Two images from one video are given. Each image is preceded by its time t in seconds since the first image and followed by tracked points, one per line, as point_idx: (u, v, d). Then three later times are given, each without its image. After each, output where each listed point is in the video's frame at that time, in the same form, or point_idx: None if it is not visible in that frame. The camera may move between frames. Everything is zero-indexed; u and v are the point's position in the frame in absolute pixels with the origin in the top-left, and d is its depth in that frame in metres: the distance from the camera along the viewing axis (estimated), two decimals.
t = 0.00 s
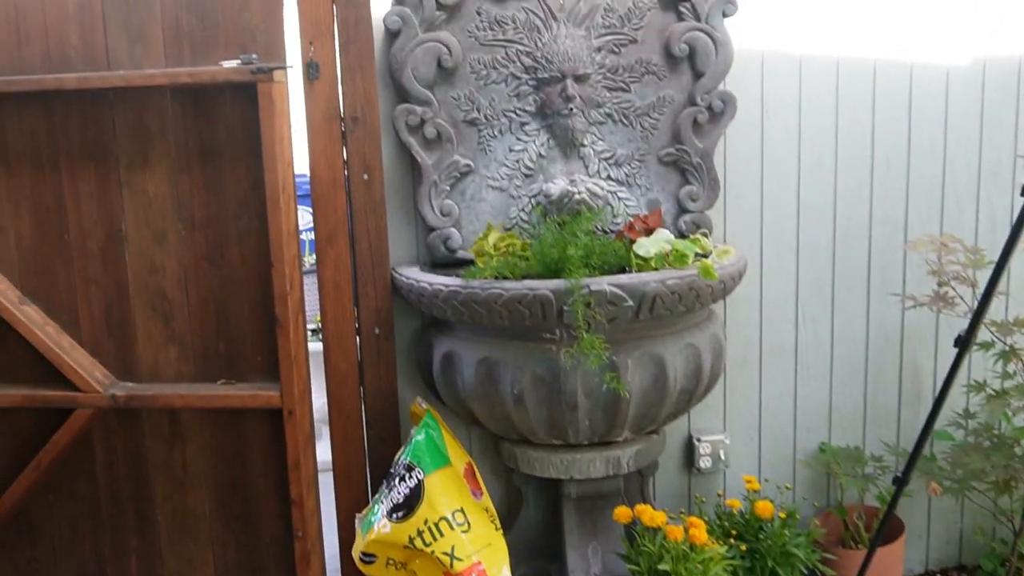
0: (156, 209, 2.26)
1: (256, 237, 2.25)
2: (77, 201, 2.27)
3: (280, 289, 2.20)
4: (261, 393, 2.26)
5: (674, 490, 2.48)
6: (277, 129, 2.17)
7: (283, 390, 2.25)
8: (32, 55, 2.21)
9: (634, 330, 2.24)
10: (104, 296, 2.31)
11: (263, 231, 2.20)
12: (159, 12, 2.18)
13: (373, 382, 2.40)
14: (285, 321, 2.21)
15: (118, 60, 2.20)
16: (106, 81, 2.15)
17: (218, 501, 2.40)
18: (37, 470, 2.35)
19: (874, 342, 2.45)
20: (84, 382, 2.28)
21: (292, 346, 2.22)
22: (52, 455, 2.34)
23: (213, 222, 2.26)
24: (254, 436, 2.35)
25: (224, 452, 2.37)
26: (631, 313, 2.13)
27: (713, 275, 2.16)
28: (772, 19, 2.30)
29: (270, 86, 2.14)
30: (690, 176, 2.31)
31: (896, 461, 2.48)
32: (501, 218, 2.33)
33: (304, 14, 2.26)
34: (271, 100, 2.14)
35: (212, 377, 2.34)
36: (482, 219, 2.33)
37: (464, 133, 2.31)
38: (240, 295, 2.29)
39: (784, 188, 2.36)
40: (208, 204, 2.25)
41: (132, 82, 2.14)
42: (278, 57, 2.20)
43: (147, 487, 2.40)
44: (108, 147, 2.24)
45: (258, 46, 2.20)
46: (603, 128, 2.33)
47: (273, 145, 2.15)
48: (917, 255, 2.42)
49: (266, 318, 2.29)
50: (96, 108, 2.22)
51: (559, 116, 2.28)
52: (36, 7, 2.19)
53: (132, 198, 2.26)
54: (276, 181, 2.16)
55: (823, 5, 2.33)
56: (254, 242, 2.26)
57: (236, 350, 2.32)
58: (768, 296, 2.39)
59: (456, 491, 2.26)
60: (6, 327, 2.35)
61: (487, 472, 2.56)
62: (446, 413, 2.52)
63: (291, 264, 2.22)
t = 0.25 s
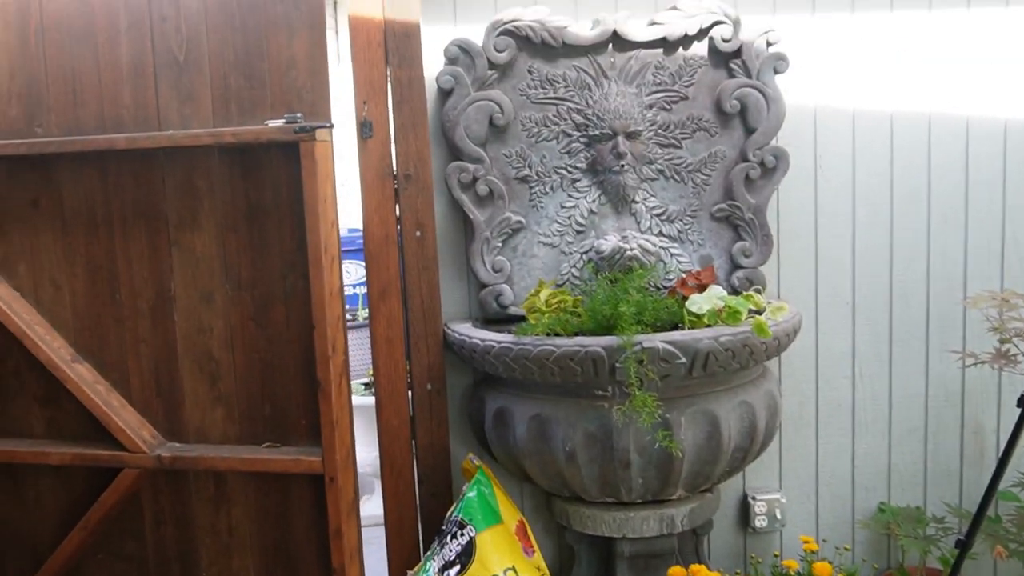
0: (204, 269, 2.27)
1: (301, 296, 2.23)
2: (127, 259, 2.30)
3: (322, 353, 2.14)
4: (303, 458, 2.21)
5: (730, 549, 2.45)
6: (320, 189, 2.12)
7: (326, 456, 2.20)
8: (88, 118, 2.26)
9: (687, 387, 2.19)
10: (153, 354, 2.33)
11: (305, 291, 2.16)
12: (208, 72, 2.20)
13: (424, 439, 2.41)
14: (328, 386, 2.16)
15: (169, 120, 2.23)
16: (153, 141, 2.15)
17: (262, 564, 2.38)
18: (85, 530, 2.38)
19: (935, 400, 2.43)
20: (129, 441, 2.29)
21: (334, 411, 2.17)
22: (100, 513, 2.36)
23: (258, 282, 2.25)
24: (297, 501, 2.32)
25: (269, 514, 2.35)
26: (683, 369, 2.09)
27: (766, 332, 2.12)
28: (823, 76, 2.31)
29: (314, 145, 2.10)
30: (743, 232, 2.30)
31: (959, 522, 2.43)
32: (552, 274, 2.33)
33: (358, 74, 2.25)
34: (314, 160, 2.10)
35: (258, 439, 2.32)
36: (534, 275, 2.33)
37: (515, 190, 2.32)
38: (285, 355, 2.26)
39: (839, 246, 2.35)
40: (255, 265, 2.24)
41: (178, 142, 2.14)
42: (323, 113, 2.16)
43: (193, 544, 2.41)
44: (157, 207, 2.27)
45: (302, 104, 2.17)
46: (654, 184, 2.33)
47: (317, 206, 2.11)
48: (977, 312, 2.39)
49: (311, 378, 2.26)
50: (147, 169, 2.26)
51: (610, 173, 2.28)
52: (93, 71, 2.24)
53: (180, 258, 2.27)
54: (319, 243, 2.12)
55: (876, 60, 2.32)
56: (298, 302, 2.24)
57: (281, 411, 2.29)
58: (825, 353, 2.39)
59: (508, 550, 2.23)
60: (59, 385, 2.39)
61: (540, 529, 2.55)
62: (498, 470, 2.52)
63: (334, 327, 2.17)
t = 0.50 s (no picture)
0: (234, 304, 2.27)
1: (329, 332, 2.20)
2: (160, 290, 2.31)
3: (348, 391, 2.07)
4: (329, 497, 2.14)
5: None
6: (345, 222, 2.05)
7: (352, 497, 2.12)
8: (122, 152, 2.27)
9: (727, 417, 2.17)
10: (185, 387, 2.33)
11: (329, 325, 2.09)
12: (239, 104, 2.20)
13: (463, 470, 2.41)
14: (353, 424, 2.08)
15: (201, 152, 2.23)
16: (176, 173, 2.16)
17: None
18: (114, 564, 2.36)
19: (980, 432, 2.42)
20: (158, 475, 2.26)
21: (359, 451, 2.09)
22: (128, 548, 2.34)
23: (287, 318, 2.24)
24: (327, 539, 2.28)
25: (297, 552, 2.32)
26: (723, 400, 2.06)
27: (807, 363, 2.09)
28: (860, 106, 2.33)
29: (340, 179, 2.03)
30: (781, 262, 2.30)
31: (1007, 556, 2.41)
32: (590, 304, 2.34)
33: (396, 108, 2.28)
34: (339, 195, 2.03)
35: (287, 476, 2.28)
36: (572, 305, 2.33)
37: (553, 221, 2.33)
38: (314, 391, 2.23)
39: (879, 276, 2.37)
40: (284, 299, 2.23)
41: (203, 173, 2.14)
42: (351, 144, 2.13)
43: None
44: (189, 240, 2.28)
45: (330, 136, 2.15)
46: (692, 214, 2.34)
47: (343, 241, 2.04)
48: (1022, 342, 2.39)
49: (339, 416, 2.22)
50: (180, 202, 2.27)
51: (648, 203, 2.29)
52: (128, 105, 2.26)
53: (211, 291, 2.28)
54: (345, 279, 2.05)
55: (913, 89, 2.33)
56: (327, 338, 2.21)
57: (309, 449, 2.26)
58: (866, 383, 2.40)
59: None
60: (93, 419, 2.39)
61: (579, 561, 2.54)
62: (538, 501, 2.52)
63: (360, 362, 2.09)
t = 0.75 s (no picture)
0: (260, 327, 2.12)
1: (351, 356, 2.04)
2: (188, 316, 2.19)
3: (367, 418, 1.92)
4: (348, 529, 1.97)
5: None
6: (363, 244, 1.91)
7: (369, 531, 1.95)
8: (152, 177, 2.14)
9: (765, 439, 2.14)
10: (212, 415, 2.19)
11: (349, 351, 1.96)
12: (263, 127, 2.05)
13: (497, 491, 2.41)
14: (373, 454, 1.93)
15: (225, 176, 2.09)
16: (204, 199, 2.02)
17: None
18: None
19: None
20: (184, 501, 2.12)
21: (379, 481, 1.93)
22: None
23: (310, 341, 2.08)
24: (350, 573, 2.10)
25: None
26: (760, 422, 2.04)
27: (845, 383, 2.08)
28: (897, 124, 2.32)
29: (358, 202, 1.89)
30: (818, 282, 2.28)
31: None
32: (625, 325, 2.33)
33: (430, 131, 2.31)
34: (357, 218, 1.89)
35: (311, 506, 2.12)
36: (606, 325, 2.33)
37: (586, 242, 2.33)
38: (335, 417, 2.07)
39: (918, 295, 2.34)
40: (306, 322, 2.08)
41: (226, 200, 2.01)
42: (371, 168, 1.98)
43: None
44: (215, 263, 2.15)
45: (351, 160, 1.99)
46: (726, 234, 2.33)
47: (361, 263, 1.90)
48: None
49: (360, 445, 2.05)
50: (207, 226, 2.14)
51: (681, 224, 2.29)
52: (157, 129, 2.13)
53: (235, 315, 2.14)
54: (362, 303, 1.91)
55: (950, 108, 2.31)
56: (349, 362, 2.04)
57: (331, 478, 2.09)
58: (906, 404, 2.36)
59: None
60: (126, 454, 2.25)
61: None
62: (572, 523, 2.52)
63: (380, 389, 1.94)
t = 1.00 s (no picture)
0: (273, 331, 2.05)
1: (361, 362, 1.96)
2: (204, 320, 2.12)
3: (374, 426, 1.84)
4: (355, 538, 1.90)
5: None
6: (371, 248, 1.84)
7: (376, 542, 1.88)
8: (169, 179, 2.10)
9: (788, 442, 2.13)
10: (226, 420, 2.12)
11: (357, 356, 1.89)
12: (276, 129, 2.00)
13: (519, 494, 2.41)
14: (380, 464, 1.85)
15: (239, 178, 2.04)
16: (214, 202, 1.97)
17: None
18: None
19: None
20: (196, 506, 2.04)
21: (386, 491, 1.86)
22: None
23: (322, 346, 2.00)
24: None
25: None
26: (784, 425, 2.03)
27: (871, 387, 2.06)
28: (923, 126, 2.30)
29: (365, 206, 1.82)
30: (843, 284, 2.27)
31: None
32: (647, 327, 2.32)
33: (453, 134, 2.31)
34: (363, 222, 1.82)
35: (321, 514, 2.04)
36: (628, 328, 2.32)
37: (609, 244, 2.33)
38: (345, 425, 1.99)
39: (945, 298, 2.32)
40: (318, 328, 2.00)
41: (236, 204, 1.95)
42: (381, 170, 1.91)
43: None
44: (229, 267, 2.08)
45: (362, 162, 1.93)
46: (750, 237, 2.32)
47: (367, 267, 1.82)
48: None
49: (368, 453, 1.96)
50: (221, 228, 2.08)
51: (705, 226, 2.28)
52: (173, 133, 2.09)
53: (249, 320, 2.07)
54: (369, 309, 1.83)
55: (977, 109, 2.29)
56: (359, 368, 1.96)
57: (341, 487, 2.01)
58: (933, 407, 2.34)
59: None
60: (145, 462, 2.18)
61: None
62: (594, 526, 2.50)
63: (388, 397, 1.87)
